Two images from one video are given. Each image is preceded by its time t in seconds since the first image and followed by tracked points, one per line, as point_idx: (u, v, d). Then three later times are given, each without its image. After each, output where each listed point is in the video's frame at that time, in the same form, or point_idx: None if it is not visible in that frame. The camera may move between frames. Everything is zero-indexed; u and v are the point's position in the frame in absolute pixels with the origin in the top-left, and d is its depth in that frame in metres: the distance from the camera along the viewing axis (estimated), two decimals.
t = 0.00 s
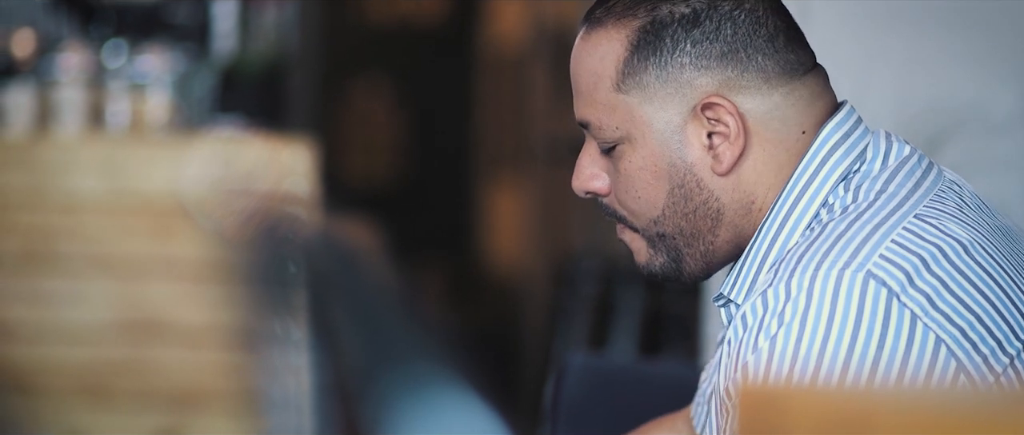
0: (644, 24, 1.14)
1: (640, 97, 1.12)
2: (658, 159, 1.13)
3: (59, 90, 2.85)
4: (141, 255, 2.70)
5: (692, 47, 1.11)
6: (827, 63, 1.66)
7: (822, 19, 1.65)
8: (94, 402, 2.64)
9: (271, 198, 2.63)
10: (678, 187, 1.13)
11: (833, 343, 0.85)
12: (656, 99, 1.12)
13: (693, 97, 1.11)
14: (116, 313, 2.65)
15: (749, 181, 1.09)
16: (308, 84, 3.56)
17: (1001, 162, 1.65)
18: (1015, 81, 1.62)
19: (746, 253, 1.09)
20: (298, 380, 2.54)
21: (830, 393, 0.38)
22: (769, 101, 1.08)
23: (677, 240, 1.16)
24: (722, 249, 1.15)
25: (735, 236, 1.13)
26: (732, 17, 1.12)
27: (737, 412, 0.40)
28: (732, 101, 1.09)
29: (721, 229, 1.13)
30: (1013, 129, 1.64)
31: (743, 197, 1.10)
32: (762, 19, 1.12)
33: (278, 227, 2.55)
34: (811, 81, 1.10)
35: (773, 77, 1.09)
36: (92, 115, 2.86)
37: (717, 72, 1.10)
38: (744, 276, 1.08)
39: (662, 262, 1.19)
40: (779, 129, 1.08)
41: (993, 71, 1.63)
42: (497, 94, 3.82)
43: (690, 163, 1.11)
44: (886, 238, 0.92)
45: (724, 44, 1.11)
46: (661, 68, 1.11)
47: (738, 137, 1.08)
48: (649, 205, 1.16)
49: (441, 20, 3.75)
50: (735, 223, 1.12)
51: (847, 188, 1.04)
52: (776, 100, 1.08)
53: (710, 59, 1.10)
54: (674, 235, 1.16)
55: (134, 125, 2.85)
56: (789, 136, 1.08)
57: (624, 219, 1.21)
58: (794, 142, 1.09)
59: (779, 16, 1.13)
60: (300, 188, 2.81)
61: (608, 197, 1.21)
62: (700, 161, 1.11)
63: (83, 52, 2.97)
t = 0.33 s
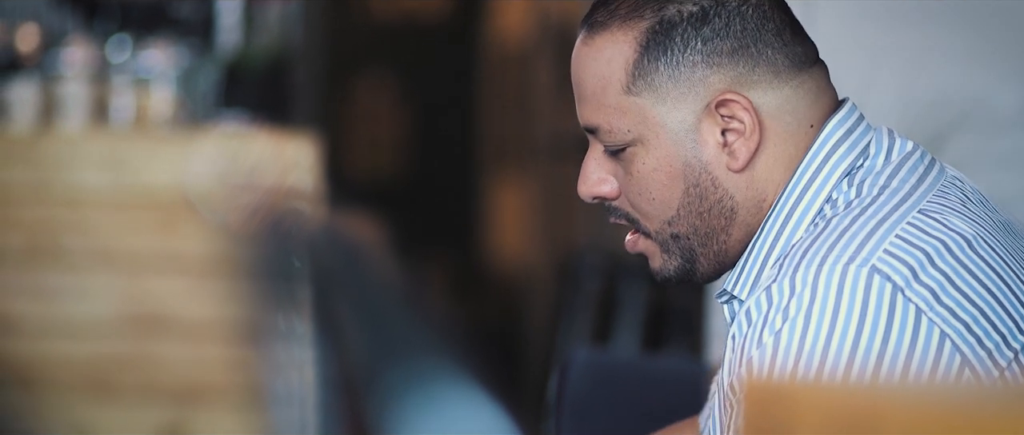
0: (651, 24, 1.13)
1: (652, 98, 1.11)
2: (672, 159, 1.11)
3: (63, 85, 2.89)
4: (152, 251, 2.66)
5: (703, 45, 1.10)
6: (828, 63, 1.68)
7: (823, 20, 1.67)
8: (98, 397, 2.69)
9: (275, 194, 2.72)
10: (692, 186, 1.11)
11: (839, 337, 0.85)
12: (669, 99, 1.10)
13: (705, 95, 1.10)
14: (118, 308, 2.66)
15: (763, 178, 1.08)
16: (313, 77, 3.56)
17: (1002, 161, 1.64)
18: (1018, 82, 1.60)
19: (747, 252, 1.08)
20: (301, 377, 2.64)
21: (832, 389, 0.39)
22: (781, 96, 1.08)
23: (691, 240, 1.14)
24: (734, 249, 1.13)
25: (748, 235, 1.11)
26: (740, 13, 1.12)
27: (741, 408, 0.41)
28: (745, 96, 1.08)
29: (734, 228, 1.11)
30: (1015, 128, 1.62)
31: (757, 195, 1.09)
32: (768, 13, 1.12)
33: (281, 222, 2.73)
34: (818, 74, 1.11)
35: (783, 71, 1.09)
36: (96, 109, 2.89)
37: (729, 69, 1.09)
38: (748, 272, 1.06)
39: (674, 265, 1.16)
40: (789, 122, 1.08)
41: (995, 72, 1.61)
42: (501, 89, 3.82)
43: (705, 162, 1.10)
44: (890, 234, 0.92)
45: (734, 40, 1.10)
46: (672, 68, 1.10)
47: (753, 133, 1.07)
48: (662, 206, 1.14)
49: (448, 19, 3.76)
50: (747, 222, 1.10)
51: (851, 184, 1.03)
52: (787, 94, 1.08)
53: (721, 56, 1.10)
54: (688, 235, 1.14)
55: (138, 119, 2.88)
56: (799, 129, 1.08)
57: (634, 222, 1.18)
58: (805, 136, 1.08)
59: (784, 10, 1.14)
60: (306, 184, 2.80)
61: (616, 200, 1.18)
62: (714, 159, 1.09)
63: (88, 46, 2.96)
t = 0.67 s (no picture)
0: (643, 27, 1.11)
1: (647, 100, 1.09)
2: (670, 159, 1.10)
3: (64, 79, 2.83)
4: (148, 244, 2.67)
5: (695, 45, 1.09)
6: (827, 63, 1.68)
7: (821, 20, 1.66)
8: (100, 390, 2.67)
9: (277, 186, 2.79)
10: (690, 185, 1.10)
11: (836, 329, 0.85)
12: (664, 100, 1.09)
13: (700, 94, 1.09)
14: (118, 302, 2.65)
15: (759, 176, 1.08)
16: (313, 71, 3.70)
17: (1002, 155, 1.63)
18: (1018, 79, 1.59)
19: (739, 245, 1.09)
20: (302, 371, 2.57)
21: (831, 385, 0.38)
22: (774, 92, 1.08)
23: (689, 238, 1.13)
24: (730, 246, 1.13)
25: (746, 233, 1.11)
26: (731, 11, 1.11)
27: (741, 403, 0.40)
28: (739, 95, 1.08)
29: (731, 227, 1.11)
30: (1016, 124, 1.61)
31: (754, 192, 1.08)
32: (758, 9, 1.12)
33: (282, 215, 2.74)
34: (809, 68, 1.11)
35: (776, 68, 1.09)
36: (97, 103, 2.83)
37: (722, 67, 1.09)
38: (741, 266, 1.08)
39: (669, 256, 1.15)
40: (783, 118, 1.08)
41: (998, 70, 1.60)
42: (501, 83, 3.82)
43: (702, 161, 1.09)
44: (885, 226, 0.92)
45: (726, 38, 1.10)
46: (666, 70, 1.09)
47: (750, 131, 1.06)
48: (660, 206, 1.12)
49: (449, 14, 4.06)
50: (745, 220, 1.10)
51: (843, 178, 1.04)
52: (780, 90, 1.08)
53: (714, 55, 1.09)
54: (686, 234, 1.13)
55: (138, 113, 2.82)
56: (792, 124, 1.08)
57: (631, 222, 1.17)
58: (797, 131, 1.08)
59: (772, 6, 1.14)
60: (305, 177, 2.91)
61: (611, 203, 1.17)
62: (711, 158, 1.08)
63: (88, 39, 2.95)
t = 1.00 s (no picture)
0: (652, 26, 1.11)
1: (656, 99, 1.09)
2: (679, 158, 1.10)
3: (67, 75, 2.81)
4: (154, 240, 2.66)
5: (704, 44, 1.09)
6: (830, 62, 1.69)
7: (824, 21, 1.68)
8: (104, 386, 2.68)
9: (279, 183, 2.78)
10: (699, 183, 1.10)
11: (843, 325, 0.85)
12: (674, 99, 1.09)
13: (709, 93, 1.09)
14: (121, 299, 2.65)
15: (768, 174, 1.08)
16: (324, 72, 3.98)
17: (1003, 156, 1.61)
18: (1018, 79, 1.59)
19: (745, 244, 1.09)
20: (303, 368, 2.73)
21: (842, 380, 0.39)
22: (784, 89, 1.08)
23: (695, 235, 1.13)
24: (739, 243, 1.12)
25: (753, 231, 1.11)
26: (740, 9, 1.11)
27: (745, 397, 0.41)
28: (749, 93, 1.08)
29: (739, 225, 1.11)
30: (1017, 124, 1.60)
31: (764, 191, 1.08)
32: (766, 8, 1.12)
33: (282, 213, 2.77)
34: (817, 65, 1.11)
35: (785, 65, 1.09)
36: (101, 100, 2.81)
37: (732, 66, 1.09)
38: (748, 263, 1.07)
39: (674, 253, 1.15)
40: (792, 115, 1.08)
41: (999, 71, 1.60)
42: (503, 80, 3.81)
43: (711, 159, 1.09)
44: (892, 224, 0.92)
45: (735, 36, 1.10)
46: (676, 69, 1.09)
47: (760, 128, 1.06)
48: (668, 204, 1.12)
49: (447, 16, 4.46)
50: (753, 218, 1.10)
51: (850, 175, 1.04)
52: (790, 87, 1.08)
53: (724, 53, 1.09)
54: (693, 231, 1.13)
55: (142, 110, 2.79)
56: (801, 122, 1.08)
57: (638, 220, 1.17)
58: (806, 128, 1.08)
59: (779, 4, 1.15)
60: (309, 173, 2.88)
61: (618, 201, 1.17)
62: (721, 156, 1.08)
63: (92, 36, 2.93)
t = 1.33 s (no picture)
0: (659, 36, 1.10)
1: (664, 109, 1.09)
2: (686, 168, 1.09)
3: (69, 83, 2.87)
4: (156, 247, 2.66)
5: (712, 54, 1.09)
6: (831, 63, 1.67)
7: (828, 25, 1.67)
8: (109, 394, 2.68)
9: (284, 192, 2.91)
10: (706, 193, 1.10)
11: (845, 335, 0.85)
12: (681, 109, 1.08)
13: (716, 103, 1.08)
14: (125, 307, 2.64)
15: (776, 183, 1.07)
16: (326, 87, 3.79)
17: (1006, 159, 1.61)
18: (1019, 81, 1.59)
19: (750, 252, 1.09)
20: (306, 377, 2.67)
21: (845, 390, 0.39)
22: (792, 99, 1.08)
23: (703, 245, 1.13)
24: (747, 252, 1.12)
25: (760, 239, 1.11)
26: (747, 19, 1.11)
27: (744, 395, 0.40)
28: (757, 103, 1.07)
29: (746, 234, 1.10)
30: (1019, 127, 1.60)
31: (772, 201, 1.08)
32: (774, 17, 1.12)
33: (289, 218, 2.88)
34: (825, 74, 1.11)
35: (792, 75, 1.09)
36: (103, 108, 2.85)
37: (739, 76, 1.08)
38: (752, 270, 1.07)
39: (681, 260, 1.15)
40: (800, 125, 1.07)
41: (1001, 74, 1.60)
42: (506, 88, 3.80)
43: (719, 169, 1.08)
44: (895, 232, 0.92)
45: (743, 46, 1.09)
46: (684, 79, 1.08)
47: (767, 139, 1.06)
48: (676, 213, 1.12)
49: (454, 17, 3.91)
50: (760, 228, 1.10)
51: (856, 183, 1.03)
52: (797, 97, 1.08)
53: (731, 64, 1.09)
54: (701, 240, 1.13)
55: (144, 118, 2.82)
56: (808, 131, 1.08)
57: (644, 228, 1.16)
58: (814, 138, 1.08)
59: (787, 12, 1.14)
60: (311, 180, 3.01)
61: (625, 210, 1.16)
62: (729, 166, 1.08)
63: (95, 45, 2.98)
